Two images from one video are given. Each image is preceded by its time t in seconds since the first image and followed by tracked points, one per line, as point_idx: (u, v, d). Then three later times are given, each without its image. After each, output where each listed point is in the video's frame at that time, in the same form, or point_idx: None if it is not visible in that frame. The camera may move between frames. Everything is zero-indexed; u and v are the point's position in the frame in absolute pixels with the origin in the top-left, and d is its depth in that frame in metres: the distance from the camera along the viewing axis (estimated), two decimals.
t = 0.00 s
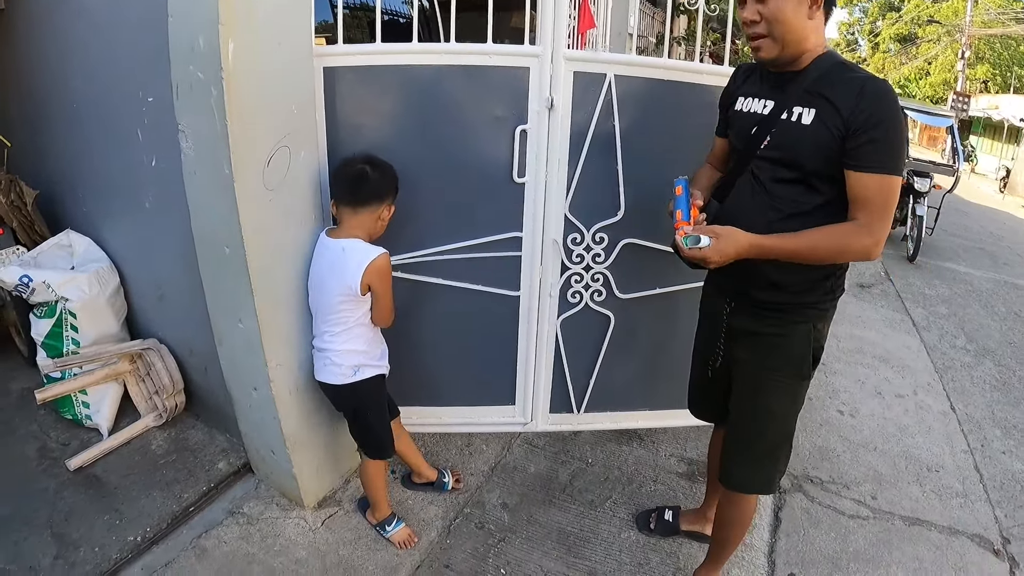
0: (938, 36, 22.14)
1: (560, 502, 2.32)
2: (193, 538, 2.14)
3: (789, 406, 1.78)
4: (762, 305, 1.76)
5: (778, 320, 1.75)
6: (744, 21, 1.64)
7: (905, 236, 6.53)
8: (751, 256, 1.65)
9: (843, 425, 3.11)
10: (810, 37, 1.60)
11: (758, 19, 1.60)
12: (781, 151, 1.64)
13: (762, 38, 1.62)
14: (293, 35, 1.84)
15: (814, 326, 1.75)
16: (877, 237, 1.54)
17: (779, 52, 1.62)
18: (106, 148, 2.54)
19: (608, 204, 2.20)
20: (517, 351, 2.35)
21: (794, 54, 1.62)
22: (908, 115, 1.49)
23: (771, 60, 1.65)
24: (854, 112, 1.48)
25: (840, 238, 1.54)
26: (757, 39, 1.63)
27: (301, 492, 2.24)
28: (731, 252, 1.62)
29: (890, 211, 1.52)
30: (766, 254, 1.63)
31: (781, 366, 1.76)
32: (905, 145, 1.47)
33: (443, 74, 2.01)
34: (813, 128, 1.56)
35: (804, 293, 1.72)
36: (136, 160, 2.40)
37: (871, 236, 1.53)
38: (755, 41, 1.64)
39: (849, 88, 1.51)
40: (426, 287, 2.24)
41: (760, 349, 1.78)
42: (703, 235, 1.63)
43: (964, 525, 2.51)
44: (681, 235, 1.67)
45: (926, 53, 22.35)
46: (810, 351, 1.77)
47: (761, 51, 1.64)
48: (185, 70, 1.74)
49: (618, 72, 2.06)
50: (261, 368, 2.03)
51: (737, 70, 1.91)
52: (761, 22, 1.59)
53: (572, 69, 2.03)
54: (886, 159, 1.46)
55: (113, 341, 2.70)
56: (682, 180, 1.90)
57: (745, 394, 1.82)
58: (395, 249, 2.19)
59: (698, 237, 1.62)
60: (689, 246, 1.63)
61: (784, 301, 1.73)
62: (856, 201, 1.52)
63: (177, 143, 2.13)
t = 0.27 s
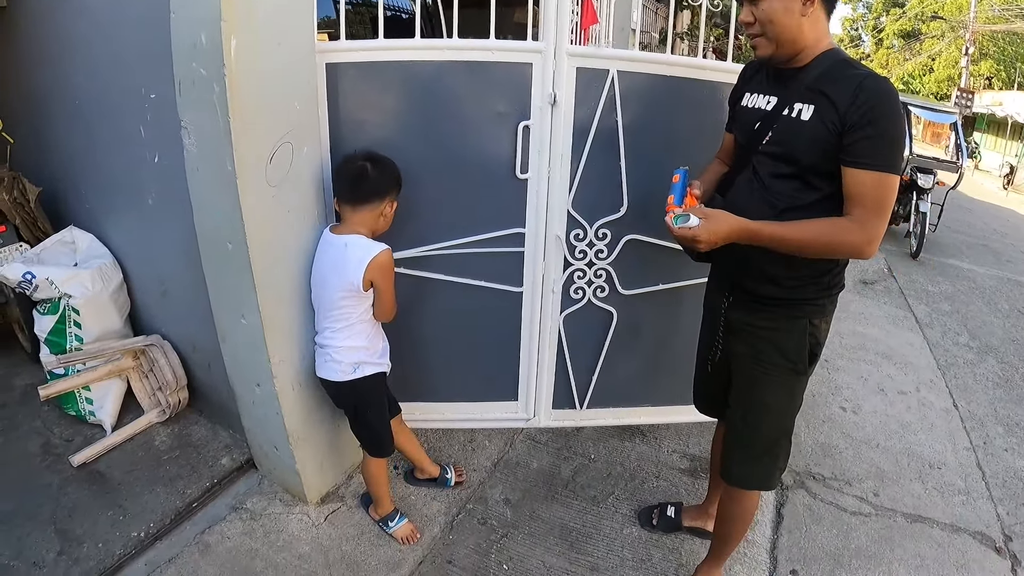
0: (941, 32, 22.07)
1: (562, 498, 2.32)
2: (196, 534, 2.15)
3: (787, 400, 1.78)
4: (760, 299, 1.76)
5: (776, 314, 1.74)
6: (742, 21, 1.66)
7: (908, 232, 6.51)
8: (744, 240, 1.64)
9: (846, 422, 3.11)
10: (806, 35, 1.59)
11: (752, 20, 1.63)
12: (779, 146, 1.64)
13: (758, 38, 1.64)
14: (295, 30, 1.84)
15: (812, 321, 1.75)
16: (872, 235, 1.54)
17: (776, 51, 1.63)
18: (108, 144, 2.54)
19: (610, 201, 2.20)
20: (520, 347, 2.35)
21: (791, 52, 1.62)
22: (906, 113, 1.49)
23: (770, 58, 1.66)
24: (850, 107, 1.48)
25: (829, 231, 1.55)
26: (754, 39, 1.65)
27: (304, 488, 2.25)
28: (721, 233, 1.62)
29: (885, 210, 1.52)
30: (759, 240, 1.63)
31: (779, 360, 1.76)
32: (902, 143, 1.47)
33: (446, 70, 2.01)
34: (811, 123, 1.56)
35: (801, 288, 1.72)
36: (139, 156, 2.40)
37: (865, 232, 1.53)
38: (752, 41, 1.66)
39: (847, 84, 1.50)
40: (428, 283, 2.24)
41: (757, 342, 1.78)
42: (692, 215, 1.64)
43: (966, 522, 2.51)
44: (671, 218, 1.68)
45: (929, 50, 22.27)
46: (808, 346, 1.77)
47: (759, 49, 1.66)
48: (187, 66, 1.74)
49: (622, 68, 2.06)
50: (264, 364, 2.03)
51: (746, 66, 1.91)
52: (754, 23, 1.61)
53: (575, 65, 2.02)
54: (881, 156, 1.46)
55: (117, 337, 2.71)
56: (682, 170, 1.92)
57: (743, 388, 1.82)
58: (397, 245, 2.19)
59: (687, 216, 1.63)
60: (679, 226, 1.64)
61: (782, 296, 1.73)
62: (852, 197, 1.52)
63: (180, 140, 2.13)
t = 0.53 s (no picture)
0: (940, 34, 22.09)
1: (564, 501, 2.31)
2: (196, 536, 2.14)
3: (781, 400, 1.77)
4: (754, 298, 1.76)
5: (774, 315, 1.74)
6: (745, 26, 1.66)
7: (908, 234, 6.51)
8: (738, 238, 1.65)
9: (847, 424, 3.10)
10: (810, 37, 1.59)
11: (755, 24, 1.62)
12: (779, 147, 1.64)
13: (761, 42, 1.64)
14: (297, 31, 1.83)
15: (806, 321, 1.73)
16: (867, 238, 1.52)
17: (780, 54, 1.63)
18: (108, 145, 2.53)
19: (612, 202, 2.19)
20: (520, 349, 2.34)
21: (795, 54, 1.62)
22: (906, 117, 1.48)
23: (774, 61, 1.66)
24: (849, 108, 1.48)
25: (826, 232, 1.54)
26: (758, 43, 1.65)
27: (304, 491, 2.24)
28: (715, 228, 1.63)
29: (882, 214, 1.51)
30: (753, 237, 1.64)
31: (777, 361, 1.75)
32: (901, 146, 1.46)
33: (448, 71, 2.00)
34: (811, 124, 1.56)
35: (794, 287, 1.71)
36: (140, 157, 2.39)
37: (861, 235, 1.52)
38: (756, 45, 1.66)
39: (847, 86, 1.50)
40: (429, 285, 2.23)
41: (750, 342, 1.78)
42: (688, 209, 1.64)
43: (968, 524, 2.51)
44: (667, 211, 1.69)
45: (929, 51, 22.28)
46: (806, 347, 1.76)
47: (762, 53, 1.65)
48: (188, 67, 1.74)
49: (624, 69, 2.05)
50: (264, 366, 2.02)
51: (755, 68, 1.90)
52: (757, 27, 1.61)
53: (577, 66, 2.02)
54: (880, 158, 1.46)
55: (116, 339, 2.70)
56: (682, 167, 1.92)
57: (737, 388, 1.82)
58: (398, 247, 2.18)
59: (682, 210, 1.63)
60: (673, 220, 1.65)
61: (774, 295, 1.72)
62: (850, 200, 1.51)
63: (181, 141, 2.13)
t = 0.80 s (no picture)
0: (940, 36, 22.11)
1: (563, 504, 2.31)
2: (196, 539, 2.14)
3: (784, 404, 1.77)
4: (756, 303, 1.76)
5: (775, 319, 1.73)
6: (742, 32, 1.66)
7: (908, 237, 6.51)
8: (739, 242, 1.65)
9: (847, 427, 3.10)
10: (807, 42, 1.59)
11: (752, 30, 1.63)
12: (779, 152, 1.64)
13: (759, 48, 1.64)
14: (298, 36, 1.84)
15: (808, 325, 1.73)
16: (867, 241, 1.52)
17: (777, 60, 1.63)
18: (108, 148, 2.54)
19: (612, 206, 2.19)
20: (520, 353, 2.35)
21: (793, 60, 1.62)
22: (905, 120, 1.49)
23: (771, 66, 1.66)
24: (848, 112, 1.48)
25: (825, 235, 1.54)
26: (756, 49, 1.65)
27: (304, 494, 2.24)
28: (716, 233, 1.63)
29: (882, 217, 1.51)
30: (755, 242, 1.63)
31: (777, 364, 1.75)
32: (902, 149, 1.47)
33: (448, 75, 2.00)
34: (811, 129, 1.56)
35: (795, 292, 1.71)
36: (140, 160, 2.39)
37: (861, 239, 1.52)
38: (754, 51, 1.66)
39: (847, 90, 1.50)
40: (430, 288, 2.23)
41: (751, 346, 1.78)
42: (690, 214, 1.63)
43: (968, 527, 2.51)
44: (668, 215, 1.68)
45: (929, 54, 22.30)
46: (807, 351, 1.76)
47: (760, 59, 1.66)
48: (188, 70, 1.74)
49: (623, 74, 2.06)
50: (264, 369, 2.03)
51: (753, 72, 1.90)
52: (755, 33, 1.61)
53: (576, 70, 2.02)
54: (880, 161, 1.46)
55: (117, 342, 2.70)
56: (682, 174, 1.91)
57: (739, 392, 1.82)
58: (398, 251, 2.18)
59: (684, 215, 1.62)
60: (675, 224, 1.64)
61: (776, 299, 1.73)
62: (850, 204, 1.52)
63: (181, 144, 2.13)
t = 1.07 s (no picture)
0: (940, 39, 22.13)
1: (561, 508, 2.31)
2: (195, 542, 2.14)
3: (783, 408, 1.78)
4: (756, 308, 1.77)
5: (777, 323, 1.74)
6: (740, 38, 1.67)
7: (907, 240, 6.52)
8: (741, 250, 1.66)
9: (846, 430, 3.10)
10: (804, 46, 1.60)
11: (750, 36, 1.63)
12: (778, 157, 1.65)
13: (757, 53, 1.65)
14: (297, 41, 1.85)
15: (807, 330, 1.74)
16: (869, 245, 1.53)
17: (775, 64, 1.64)
18: (108, 152, 2.54)
19: (610, 211, 2.20)
20: (519, 356, 2.35)
21: (791, 64, 1.63)
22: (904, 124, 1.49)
23: (769, 72, 1.66)
24: (848, 116, 1.49)
25: (826, 241, 1.55)
26: (753, 55, 1.66)
27: (303, 496, 2.24)
28: (718, 242, 1.64)
29: (884, 220, 1.51)
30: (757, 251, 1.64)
31: (778, 369, 1.76)
32: (901, 152, 1.47)
33: (446, 80, 2.01)
34: (810, 134, 1.57)
35: (795, 297, 1.72)
36: (140, 164, 2.40)
37: (863, 243, 1.52)
38: (751, 56, 1.66)
39: (845, 94, 1.51)
40: (428, 292, 2.24)
41: (751, 350, 1.78)
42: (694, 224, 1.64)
43: (966, 531, 2.51)
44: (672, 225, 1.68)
45: (929, 56, 22.31)
46: (806, 355, 1.77)
47: (757, 64, 1.67)
48: (187, 75, 1.75)
49: (621, 78, 2.06)
50: (263, 373, 2.03)
51: (749, 77, 1.91)
52: (753, 38, 1.62)
53: (574, 75, 2.03)
54: (880, 165, 1.46)
55: (116, 345, 2.70)
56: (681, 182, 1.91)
57: (738, 396, 1.82)
58: (397, 255, 2.19)
59: (688, 225, 1.63)
60: (679, 234, 1.65)
61: (777, 304, 1.73)
62: (851, 208, 1.52)
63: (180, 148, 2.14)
